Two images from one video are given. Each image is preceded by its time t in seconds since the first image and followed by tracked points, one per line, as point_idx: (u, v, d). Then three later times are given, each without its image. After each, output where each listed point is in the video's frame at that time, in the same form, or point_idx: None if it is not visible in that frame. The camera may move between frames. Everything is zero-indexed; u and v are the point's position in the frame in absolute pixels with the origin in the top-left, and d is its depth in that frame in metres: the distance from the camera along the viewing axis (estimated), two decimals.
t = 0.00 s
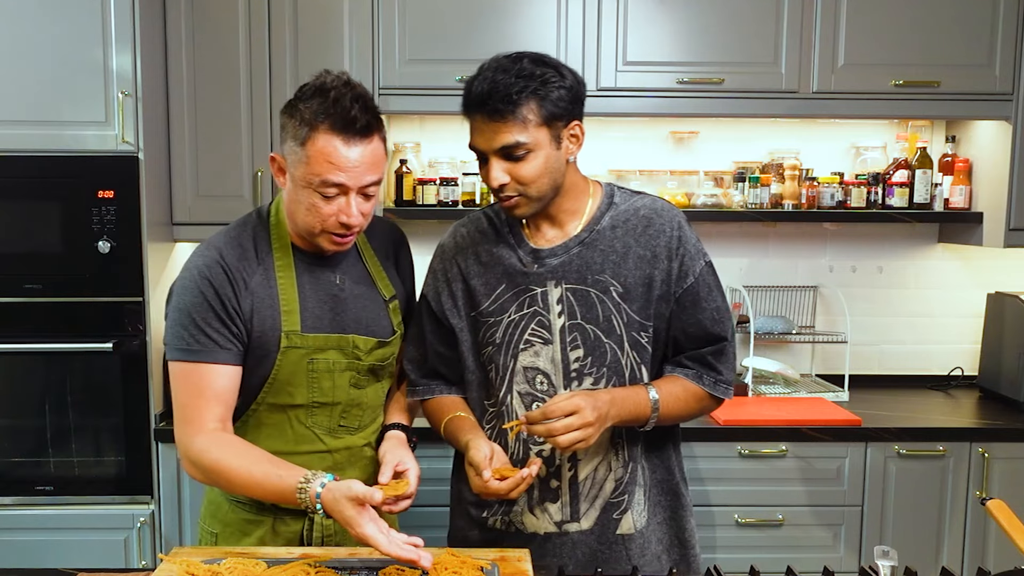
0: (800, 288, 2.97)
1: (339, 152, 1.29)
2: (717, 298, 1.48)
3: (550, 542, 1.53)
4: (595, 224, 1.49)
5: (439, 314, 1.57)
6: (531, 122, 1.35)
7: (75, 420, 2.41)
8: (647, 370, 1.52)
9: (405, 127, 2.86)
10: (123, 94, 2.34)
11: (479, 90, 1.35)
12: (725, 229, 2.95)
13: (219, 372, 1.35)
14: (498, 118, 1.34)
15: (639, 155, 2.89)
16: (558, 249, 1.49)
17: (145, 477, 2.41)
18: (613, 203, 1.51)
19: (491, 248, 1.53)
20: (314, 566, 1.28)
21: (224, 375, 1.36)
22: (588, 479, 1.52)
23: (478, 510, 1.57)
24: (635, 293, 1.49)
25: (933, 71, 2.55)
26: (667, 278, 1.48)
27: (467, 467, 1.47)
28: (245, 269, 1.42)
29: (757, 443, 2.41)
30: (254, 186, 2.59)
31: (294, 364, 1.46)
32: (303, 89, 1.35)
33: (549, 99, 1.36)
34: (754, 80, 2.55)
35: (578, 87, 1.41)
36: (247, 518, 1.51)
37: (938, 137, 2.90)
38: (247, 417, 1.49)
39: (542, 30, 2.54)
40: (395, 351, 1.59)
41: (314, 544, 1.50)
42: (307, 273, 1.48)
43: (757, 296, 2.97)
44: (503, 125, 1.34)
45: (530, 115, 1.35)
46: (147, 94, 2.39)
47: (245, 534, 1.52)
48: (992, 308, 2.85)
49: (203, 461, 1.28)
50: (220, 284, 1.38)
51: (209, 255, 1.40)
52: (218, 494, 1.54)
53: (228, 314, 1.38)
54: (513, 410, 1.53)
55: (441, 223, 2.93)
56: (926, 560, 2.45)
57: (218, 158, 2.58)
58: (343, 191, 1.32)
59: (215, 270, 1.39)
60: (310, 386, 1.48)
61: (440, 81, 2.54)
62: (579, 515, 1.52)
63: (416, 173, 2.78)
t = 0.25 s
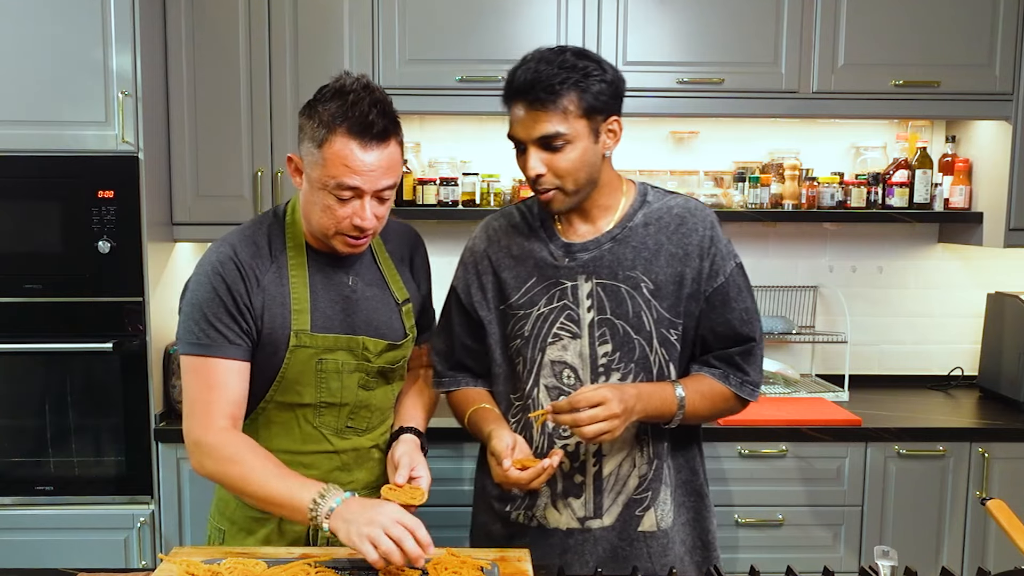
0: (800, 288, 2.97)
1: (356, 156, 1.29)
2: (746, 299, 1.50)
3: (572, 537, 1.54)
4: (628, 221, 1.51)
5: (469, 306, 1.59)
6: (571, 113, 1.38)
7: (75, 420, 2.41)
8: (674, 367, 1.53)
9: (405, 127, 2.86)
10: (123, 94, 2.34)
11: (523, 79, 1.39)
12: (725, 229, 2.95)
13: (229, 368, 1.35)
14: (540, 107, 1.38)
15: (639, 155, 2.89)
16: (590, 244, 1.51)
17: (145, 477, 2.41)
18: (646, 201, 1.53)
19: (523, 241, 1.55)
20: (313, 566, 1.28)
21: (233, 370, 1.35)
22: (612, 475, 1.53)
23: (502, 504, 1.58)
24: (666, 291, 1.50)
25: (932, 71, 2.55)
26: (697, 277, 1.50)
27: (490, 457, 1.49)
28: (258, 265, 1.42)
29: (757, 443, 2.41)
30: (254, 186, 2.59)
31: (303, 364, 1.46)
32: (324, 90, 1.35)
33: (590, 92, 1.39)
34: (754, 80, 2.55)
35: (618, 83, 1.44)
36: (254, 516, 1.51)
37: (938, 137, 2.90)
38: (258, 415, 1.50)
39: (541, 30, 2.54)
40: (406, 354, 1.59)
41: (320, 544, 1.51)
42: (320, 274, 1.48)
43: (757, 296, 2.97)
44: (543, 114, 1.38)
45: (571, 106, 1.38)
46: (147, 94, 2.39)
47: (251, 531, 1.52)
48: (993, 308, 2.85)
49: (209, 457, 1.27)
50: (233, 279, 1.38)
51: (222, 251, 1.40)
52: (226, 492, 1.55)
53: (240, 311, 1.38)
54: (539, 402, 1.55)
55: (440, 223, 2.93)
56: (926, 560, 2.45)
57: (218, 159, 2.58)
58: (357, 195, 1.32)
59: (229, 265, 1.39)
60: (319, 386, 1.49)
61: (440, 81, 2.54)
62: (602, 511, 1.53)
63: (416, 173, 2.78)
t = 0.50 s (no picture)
0: (800, 288, 2.96)
1: (364, 156, 1.29)
2: (774, 304, 1.49)
3: (590, 534, 1.54)
4: (660, 221, 1.50)
5: (497, 300, 1.59)
6: (610, 111, 1.38)
7: (75, 420, 2.41)
8: (700, 368, 1.53)
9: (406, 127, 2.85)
10: (123, 94, 2.34)
11: (563, 75, 1.39)
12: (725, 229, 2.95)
13: (240, 365, 1.36)
14: (579, 104, 1.38)
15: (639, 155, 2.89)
16: (620, 242, 1.51)
17: (145, 477, 2.41)
18: (679, 202, 1.52)
19: (554, 237, 1.55)
20: (313, 566, 1.28)
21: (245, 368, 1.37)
22: (632, 472, 1.53)
23: (522, 498, 1.59)
24: (694, 291, 1.50)
25: (933, 70, 2.55)
26: (726, 278, 1.49)
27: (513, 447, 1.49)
28: (269, 265, 1.43)
29: (757, 443, 2.41)
30: (254, 186, 2.59)
31: (309, 364, 1.47)
32: (336, 92, 1.36)
33: (629, 91, 1.39)
34: (754, 80, 2.55)
35: (657, 82, 1.44)
36: (260, 513, 1.52)
37: (938, 136, 2.90)
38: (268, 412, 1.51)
39: (542, 30, 2.54)
40: (415, 356, 1.59)
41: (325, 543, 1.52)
42: (329, 274, 1.49)
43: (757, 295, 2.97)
44: (582, 111, 1.38)
45: (610, 104, 1.38)
46: (147, 94, 2.39)
47: (257, 529, 1.53)
48: (992, 308, 2.85)
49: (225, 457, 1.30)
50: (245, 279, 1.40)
51: (233, 250, 1.42)
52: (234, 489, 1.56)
53: (251, 309, 1.40)
54: (563, 397, 1.55)
55: (440, 223, 2.93)
56: (925, 560, 2.45)
57: (218, 159, 2.58)
58: (367, 195, 1.32)
59: (240, 265, 1.40)
60: (325, 386, 1.49)
61: (439, 81, 2.54)
62: (621, 508, 1.53)
63: (416, 173, 2.78)
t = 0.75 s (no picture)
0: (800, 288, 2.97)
1: (376, 154, 1.30)
2: (799, 309, 1.48)
3: (609, 534, 1.54)
4: (686, 223, 1.50)
5: (522, 297, 1.60)
6: (643, 112, 1.38)
7: (75, 420, 2.41)
8: (722, 371, 1.53)
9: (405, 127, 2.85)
10: (123, 94, 2.34)
11: (596, 75, 1.39)
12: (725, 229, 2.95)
13: (247, 362, 1.38)
14: (611, 104, 1.38)
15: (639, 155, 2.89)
16: (646, 244, 1.51)
17: (146, 477, 2.41)
18: (706, 204, 1.52)
19: (580, 237, 1.56)
20: (313, 566, 1.27)
21: (251, 365, 1.38)
22: (653, 474, 1.53)
23: (542, 496, 1.58)
24: (718, 294, 1.49)
25: (933, 70, 2.55)
26: (751, 282, 1.49)
27: (532, 448, 1.49)
28: (276, 263, 1.45)
29: (757, 443, 2.41)
30: (254, 186, 2.59)
31: (316, 362, 1.47)
32: (345, 92, 1.36)
33: (661, 92, 1.39)
34: (753, 80, 2.55)
35: (689, 83, 1.44)
36: (265, 511, 1.53)
37: (938, 136, 2.90)
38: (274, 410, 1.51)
39: (542, 30, 2.54)
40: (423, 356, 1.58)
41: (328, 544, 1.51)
42: (338, 274, 1.49)
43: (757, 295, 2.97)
44: (614, 111, 1.38)
45: (642, 105, 1.38)
46: (147, 94, 2.39)
47: (263, 527, 1.54)
48: (992, 308, 2.85)
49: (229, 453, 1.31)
50: (252, 277, 1.41)
51: (242, 248, 1.43)
52: (242, 486, 1.57)
53: (258, 307, 1.41)
54: (584, 396, 1.56)
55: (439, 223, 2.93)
56: (925, 560, 2.45)
57: (218, 159, 2.58)
58: (378, 192, 1.32)
59: (248, 264, 1.42)
60: (331, 385, 1.49)
61: (439, 81, 2.54)
62: (640, 509, 1.53)
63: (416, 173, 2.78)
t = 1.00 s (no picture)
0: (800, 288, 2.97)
1: (380, 146, 1.31)
2: (809, 308, 1.48)
3: (620, 534, 1.54)
4: (694, 224, 1.50)
5: (532, 299, 1.61)
6: (650, 114, 1.38)
7: (75, 420, 2.41)
8: (732, 372, 1.52)
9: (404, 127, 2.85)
10: (123, 94, 2.34)
11: (603, 78, 1.39)
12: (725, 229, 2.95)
13: (247, 354, 1.39)
14: (619, 107, 1.38)
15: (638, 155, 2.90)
16: (654, 245, 1.51)
17: (146, 477, 2.41)
18: (715, 204, 1.52)
19: (589, 238, 1.56)
20: (314, 567, 1.28)
21: (254, 358, 1.40)
22: (663, 475, 1.53)
23: (554, 497, 1.59)
24: (728, 295, 1.49)
25: (933, 70, 2.55)
26: (760, 282, 1.49)
27: (539, 450, 1.49)
28: (278, 257, 1.46)
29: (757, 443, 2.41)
30: (254, 186, 2.59)
31: (316, 357, 1.48)
32: (348, 90, 1.37)
33: (669, 94, 1.39)
34: (754, 80, 2.55)
35: (696, 84, 1.44)
36: (268, 509, 1.52)
37: (938, 136, 2.90)
38: (274, 406, 1.52)
39: (542, 30, 2.54)
40: (426, 356, 1.58)
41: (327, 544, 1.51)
42: (339, 270, 1.50)
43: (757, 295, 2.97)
44: (622, 114, 1.38)
45: (650, 107, 1.38)
46: (147, 94, 2.39)
47: (264, 525, 1.53)
48: (992, 308, 2.85)
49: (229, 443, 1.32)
50: (253, 270, 1.43)
51: (245, 242, 1.45)
52: (245, 485, 1.57)
53: (260, 300, 1.43)
54: (595, 398, 1.56)
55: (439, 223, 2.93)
56: (925, 560, 2.45)
57: (218, 159, 2.58)
58: (381, 184, 1.34)
59: (250, 258, 1.43)
60: (331, 381, 1.50)
61: (438, 81, 2.54)
62: (652, 510, 1.53)
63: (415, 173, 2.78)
